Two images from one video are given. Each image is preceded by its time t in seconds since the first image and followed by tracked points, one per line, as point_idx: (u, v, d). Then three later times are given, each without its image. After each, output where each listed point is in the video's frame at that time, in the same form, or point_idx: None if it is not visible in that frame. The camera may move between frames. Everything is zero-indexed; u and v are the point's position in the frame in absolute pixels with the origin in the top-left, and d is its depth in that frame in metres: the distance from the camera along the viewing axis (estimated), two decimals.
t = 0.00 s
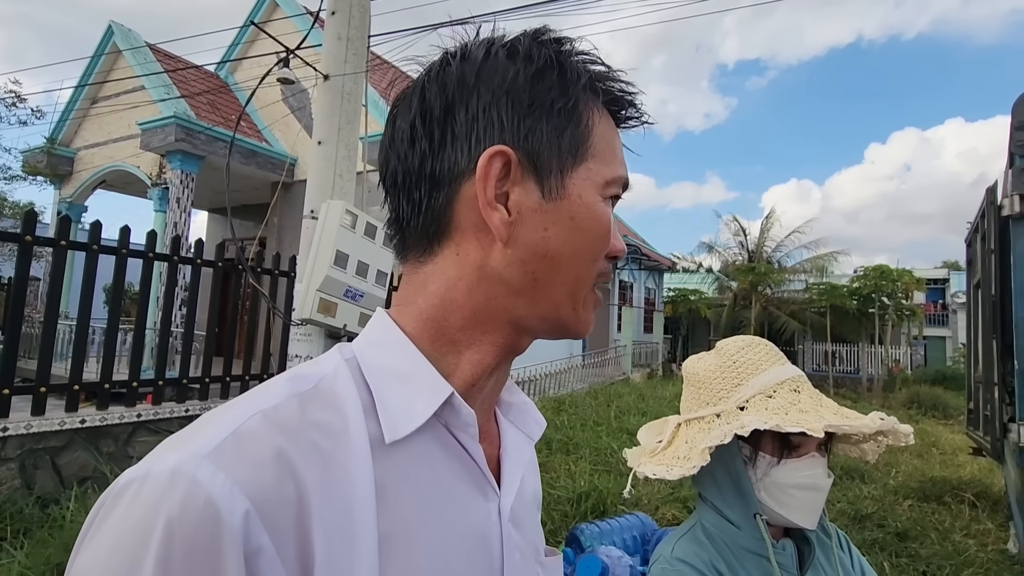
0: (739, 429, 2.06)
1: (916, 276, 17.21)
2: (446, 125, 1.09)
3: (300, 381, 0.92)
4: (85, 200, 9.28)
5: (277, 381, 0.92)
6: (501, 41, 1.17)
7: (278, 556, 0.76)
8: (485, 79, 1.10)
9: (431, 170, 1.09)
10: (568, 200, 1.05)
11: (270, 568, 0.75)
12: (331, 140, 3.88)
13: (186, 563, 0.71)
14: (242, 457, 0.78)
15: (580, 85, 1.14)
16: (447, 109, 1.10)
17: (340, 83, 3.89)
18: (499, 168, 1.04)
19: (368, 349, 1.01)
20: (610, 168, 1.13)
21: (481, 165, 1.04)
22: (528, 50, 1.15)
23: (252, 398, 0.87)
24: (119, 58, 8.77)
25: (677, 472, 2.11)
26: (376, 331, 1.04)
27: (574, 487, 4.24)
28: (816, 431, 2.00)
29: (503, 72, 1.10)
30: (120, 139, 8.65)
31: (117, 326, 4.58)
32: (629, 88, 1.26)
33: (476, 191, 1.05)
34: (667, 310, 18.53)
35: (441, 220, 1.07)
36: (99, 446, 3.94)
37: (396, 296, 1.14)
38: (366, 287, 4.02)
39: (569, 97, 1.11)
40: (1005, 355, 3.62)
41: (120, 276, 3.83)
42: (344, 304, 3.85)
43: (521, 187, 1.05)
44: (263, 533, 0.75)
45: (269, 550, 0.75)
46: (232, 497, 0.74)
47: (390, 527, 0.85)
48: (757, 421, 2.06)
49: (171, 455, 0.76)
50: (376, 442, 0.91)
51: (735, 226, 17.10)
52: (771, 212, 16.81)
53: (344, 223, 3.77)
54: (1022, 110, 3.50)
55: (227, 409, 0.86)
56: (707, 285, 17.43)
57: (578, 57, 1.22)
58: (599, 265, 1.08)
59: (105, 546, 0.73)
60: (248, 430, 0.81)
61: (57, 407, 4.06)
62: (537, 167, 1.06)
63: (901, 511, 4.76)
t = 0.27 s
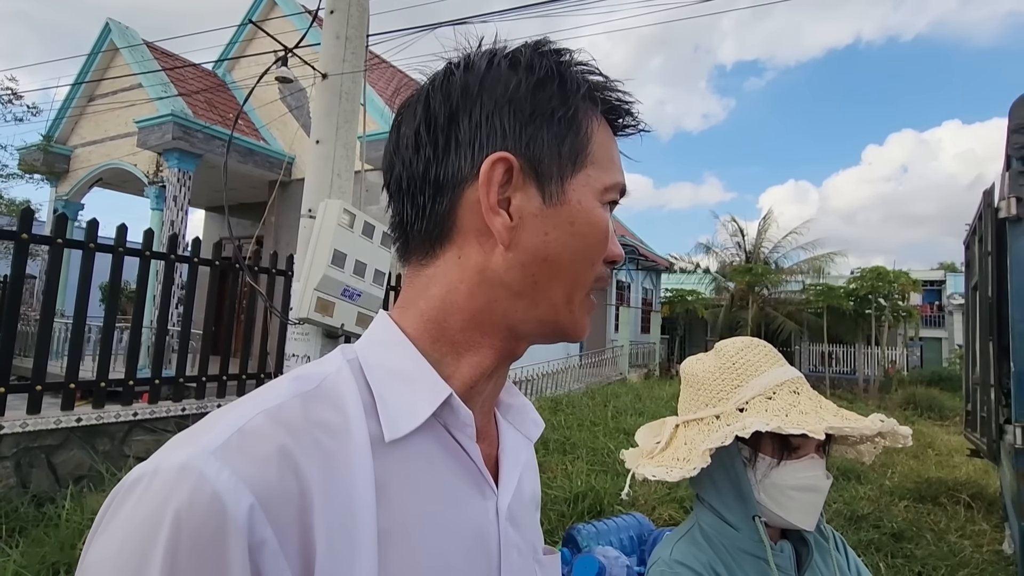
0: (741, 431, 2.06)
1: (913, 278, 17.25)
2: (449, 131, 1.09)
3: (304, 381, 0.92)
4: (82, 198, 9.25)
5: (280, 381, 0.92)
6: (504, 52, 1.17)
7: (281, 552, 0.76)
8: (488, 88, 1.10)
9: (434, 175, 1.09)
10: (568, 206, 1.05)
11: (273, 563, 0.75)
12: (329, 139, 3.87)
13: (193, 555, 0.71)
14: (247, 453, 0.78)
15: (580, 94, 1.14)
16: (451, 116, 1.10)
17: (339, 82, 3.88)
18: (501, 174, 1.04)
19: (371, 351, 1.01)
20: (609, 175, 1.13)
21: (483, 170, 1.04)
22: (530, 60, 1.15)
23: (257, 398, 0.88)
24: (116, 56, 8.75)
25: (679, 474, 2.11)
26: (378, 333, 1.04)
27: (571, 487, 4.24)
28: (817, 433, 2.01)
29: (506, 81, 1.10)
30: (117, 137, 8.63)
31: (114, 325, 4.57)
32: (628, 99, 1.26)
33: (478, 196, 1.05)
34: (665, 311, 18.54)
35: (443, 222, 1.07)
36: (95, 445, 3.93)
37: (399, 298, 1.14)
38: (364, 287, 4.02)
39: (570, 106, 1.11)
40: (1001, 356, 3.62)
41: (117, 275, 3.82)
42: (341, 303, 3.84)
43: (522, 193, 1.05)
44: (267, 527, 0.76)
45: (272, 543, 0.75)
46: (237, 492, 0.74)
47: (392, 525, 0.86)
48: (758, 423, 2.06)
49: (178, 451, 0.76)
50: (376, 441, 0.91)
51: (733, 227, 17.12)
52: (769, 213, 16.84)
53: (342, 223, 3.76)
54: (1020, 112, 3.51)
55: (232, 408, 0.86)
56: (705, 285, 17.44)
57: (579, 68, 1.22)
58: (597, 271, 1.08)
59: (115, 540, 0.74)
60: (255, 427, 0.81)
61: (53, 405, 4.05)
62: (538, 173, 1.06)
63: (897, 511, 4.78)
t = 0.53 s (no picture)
0: (740, 432, 2.06)
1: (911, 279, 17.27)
2: (444, 134, 1.09)
3: (300, 380, 0.92)
4: (80, 196, 9.23)
5: (277, 380, 0.92)
6: (496, 58, 1.17)
7: (276, 546, 0.76)
8: (481, 93, 1.10)
9: (429, 178, 1.09)
10: (560, 207, 1.05)
11: (267, 556, 0.75)
12: (328, 138, 3.86)
13: (188, 548, 0.72)
14: (243, 449, 0.78)
15: (572, 99, 1.14)
16: (445, 121, 1.10)
17: (338, 81, 3.88)
18: (493, 176, 1.04)
19: (369, 351, 1.01)
20: (601, 178, 1.12)
21: (475, 172, 1.04)
22: (522, 66, 1.15)
23: (254, 397, 0.88)
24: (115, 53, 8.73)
25: (677, 475, 2.11)
26: (375, 334, 1.04)
27: (569, 487, 4.24)
28: (816, 434, 2.01)
29: (498, 86, 1.11)
30: (116, 135, 8.61)
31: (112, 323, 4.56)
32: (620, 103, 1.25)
33: (471, 198, 1.05)
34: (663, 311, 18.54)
35: (439, 223, 1.07)
36: (92, 443, 3.92)
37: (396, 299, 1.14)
38: (363, 286, 4.01)
39: (562, 111, 1.11)
40: (999, 358, 3.63)
41: (115, 273, 3.81)
42: (340, 302, 3.84)
43: (514, 194, 1.04)
44: (261, 521, 0.76)
45: (266, 536, 0.76)
46: (232, 485, 0.75)
47: (386, 521, 0.86)
48: (757, 424, 2.06)
49: (176, 447, 0.77)
50: (370, 438, 0.91)
51: (731, 228, 17.14)
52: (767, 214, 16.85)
53: (341, 222, 3.75)
54: (1019, 114, 3.51)
55: (230, 406, 0.86)
56: (703, 286, 17.44)
57: (571, 74, 1.21)
58: (590, 272, 1.07)
59: (115, 534, 0.74)
60: (252, 424, 0.81)
61: (50, 404, 4.04)
62: (530, 175, 1.05)
63: (894, 512, 4.78)
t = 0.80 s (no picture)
0: (734, 436, 2.06)
1: (912, 281, 17.26)
2: (434, 141, 1.12)
3: (302, 381, 0.92)
4: (82, 196, 9.23)
5: (280, 381, 0.93)
6: (487, 63, 1.17)
7: (275, 543, 0.76)
8: (469, 98, 1.11)
9: (422, 184, 1.11)
10: (546, 208, 1.03)
11: (267, 552, 0.76)
12: (330, 139, 3.87)
13: (186, 545, 0.72)
14: (244, 447, 0.78)
15: (562, 101, 1.13)
16: (436, 128, 1.12)
17: (340, 82, 3.88)
18: (475, 180, 1.04)
19: (370, 354, 1.02)
20: (593, 178, 1.10)
21: (457, 176, 1.04)
22: (510, 70, 1.15)
23: (255, 398, 0.88)
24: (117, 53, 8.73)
25: (673, 475, 2.13)
26: (375, 337, 1.05)
27: (569, 488, 4.24)
28: (810, 440, 1.99)
29: (485, 91, 1.11)
30: (117, 135, 8.62)
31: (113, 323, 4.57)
32: (615, 102, 1.23)
33: (457, 202, 1.06)
34: (664, 312, 18.53)
35: (432, 227, 1.09)
36: (93, 443, 3.92)
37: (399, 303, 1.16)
38: (363, 287, 4.01)
39: (552, 112, 1.11)
40: (1001, 361, 3.62)
41: (117, 273, 3.81)
42: (341, 303, 3.84)
43: (499, 197, 1.04)
44: (260, 517, 0.76)
45: (265, 532, 0.76)
46: (232, 482, 0.75)
47: (383, 520, 0.86)
48: (753, 429, 2.06)
49: (179, 445, 0.77)
50: (368, 438, 0.91)
51: (732, 229, 17.14)
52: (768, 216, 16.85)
53: (342, 223, 3.76)
54: (1021, 118, 3.51)
55: (232, 406, 0.87)
56: (703, 288, 17.44)
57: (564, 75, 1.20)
58: (582, 275, 1.04)
59: (119, 533, 0.74)
60: (252, 424, 0.82)
61: (51, 404, 4.04)
62: (516, 177, 1.05)
63: (895, 515, 4.78)
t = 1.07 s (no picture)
0: (738, 450, 2.05)
1: (916, 282, 17.21)
2: (429, 146, 1.15)
3: (311, 383, 0.93)
4: (86, 198, 9.26)
5: (289, 382, 0.93)
6: (482, 69, 1.19)
7: (286, 542, 0.77)
8: (460, 103, 1.13)
9: (419, 189, 1.15)
10: (532, 207, 1.03)
11: (281, 552, 0.76)
12: (333, 140, 3.87)
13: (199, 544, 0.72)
14: (256, 447, 0.79)
15: (551, 99, 1.13)
16: (430, 135, 1.15)
17: (343, 83, 3.89)
18: (463, 181, 1.06)
19: (376, 354, 1.02)
20: (584, 175, 1.08)
21: (444, 179, 1.06)
22: (501, 73, 1.16)
23: (264, 398, 0.88)
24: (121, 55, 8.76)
25: (673, 477, 2.12)
26: (380, 338, 1.06)
27: (572, 490, 4.24)
28: (816, 463, 1.97)
29: (475, 95, 1.13)
30: (121, 136, 8.64)
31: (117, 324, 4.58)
32: (613, 99, 1.21)
33: (446, 205, 1.08)
34: (666, 313, 18.52)
35: (429, 230, 1.11)
36: (97, 444, 3.93)
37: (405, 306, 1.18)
38: (366, 288, 4.02)
39: (542, 111, 1.10)
40: (1006, 363, 3.61)
41: (120, 274, 3.82)
42: (344, 304, 3.85)
43: (487, 198, 1.05)
44: (274, 516, 0.76)
45: (278, 530, 0.76)
46: (245, 481, 0.75)
47: (392, 520, 0.86)
48: (757, 445, 2.04)
49: (193, 445, 0.77)
50: (377, 438, 0.91)
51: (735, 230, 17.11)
52: (771, 217, 16.82)
53: (345, 224, 3.76)
54: None
55: (243, 407, 0.87)
56: (706, 289, 17.42)
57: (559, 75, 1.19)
58: (574, 275, 1.02)
59: (133, 533, 0.75)
60: (262, 424, 0.82)
61: (55, 404, 4.05)
62: (504, 177, 1.05)
63: (899, 517, 4.76)
